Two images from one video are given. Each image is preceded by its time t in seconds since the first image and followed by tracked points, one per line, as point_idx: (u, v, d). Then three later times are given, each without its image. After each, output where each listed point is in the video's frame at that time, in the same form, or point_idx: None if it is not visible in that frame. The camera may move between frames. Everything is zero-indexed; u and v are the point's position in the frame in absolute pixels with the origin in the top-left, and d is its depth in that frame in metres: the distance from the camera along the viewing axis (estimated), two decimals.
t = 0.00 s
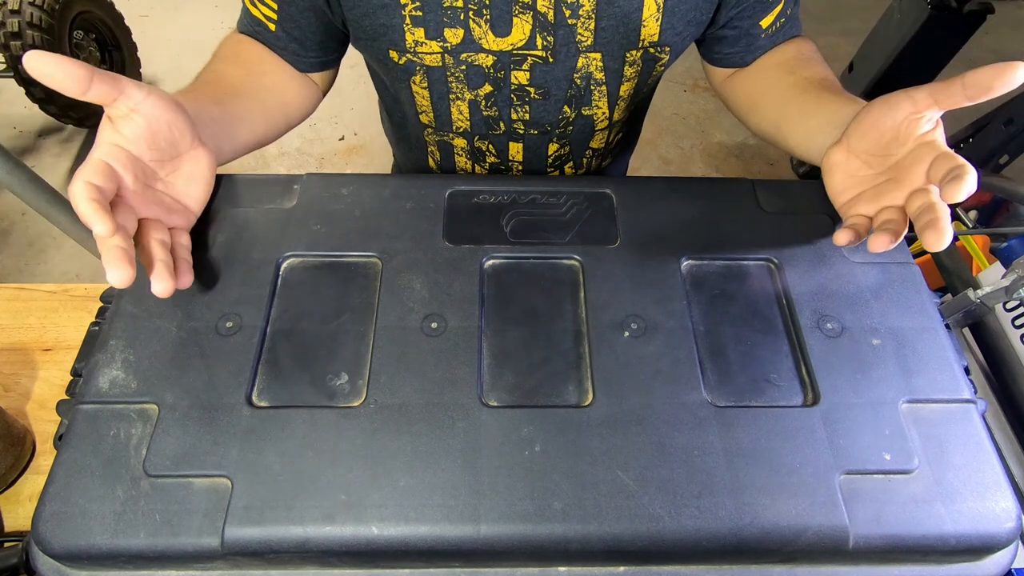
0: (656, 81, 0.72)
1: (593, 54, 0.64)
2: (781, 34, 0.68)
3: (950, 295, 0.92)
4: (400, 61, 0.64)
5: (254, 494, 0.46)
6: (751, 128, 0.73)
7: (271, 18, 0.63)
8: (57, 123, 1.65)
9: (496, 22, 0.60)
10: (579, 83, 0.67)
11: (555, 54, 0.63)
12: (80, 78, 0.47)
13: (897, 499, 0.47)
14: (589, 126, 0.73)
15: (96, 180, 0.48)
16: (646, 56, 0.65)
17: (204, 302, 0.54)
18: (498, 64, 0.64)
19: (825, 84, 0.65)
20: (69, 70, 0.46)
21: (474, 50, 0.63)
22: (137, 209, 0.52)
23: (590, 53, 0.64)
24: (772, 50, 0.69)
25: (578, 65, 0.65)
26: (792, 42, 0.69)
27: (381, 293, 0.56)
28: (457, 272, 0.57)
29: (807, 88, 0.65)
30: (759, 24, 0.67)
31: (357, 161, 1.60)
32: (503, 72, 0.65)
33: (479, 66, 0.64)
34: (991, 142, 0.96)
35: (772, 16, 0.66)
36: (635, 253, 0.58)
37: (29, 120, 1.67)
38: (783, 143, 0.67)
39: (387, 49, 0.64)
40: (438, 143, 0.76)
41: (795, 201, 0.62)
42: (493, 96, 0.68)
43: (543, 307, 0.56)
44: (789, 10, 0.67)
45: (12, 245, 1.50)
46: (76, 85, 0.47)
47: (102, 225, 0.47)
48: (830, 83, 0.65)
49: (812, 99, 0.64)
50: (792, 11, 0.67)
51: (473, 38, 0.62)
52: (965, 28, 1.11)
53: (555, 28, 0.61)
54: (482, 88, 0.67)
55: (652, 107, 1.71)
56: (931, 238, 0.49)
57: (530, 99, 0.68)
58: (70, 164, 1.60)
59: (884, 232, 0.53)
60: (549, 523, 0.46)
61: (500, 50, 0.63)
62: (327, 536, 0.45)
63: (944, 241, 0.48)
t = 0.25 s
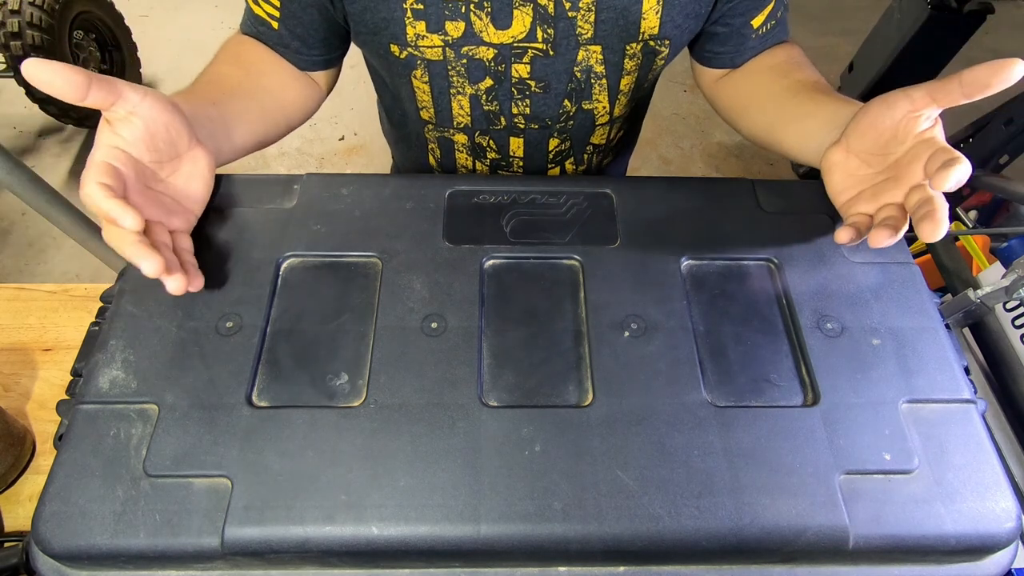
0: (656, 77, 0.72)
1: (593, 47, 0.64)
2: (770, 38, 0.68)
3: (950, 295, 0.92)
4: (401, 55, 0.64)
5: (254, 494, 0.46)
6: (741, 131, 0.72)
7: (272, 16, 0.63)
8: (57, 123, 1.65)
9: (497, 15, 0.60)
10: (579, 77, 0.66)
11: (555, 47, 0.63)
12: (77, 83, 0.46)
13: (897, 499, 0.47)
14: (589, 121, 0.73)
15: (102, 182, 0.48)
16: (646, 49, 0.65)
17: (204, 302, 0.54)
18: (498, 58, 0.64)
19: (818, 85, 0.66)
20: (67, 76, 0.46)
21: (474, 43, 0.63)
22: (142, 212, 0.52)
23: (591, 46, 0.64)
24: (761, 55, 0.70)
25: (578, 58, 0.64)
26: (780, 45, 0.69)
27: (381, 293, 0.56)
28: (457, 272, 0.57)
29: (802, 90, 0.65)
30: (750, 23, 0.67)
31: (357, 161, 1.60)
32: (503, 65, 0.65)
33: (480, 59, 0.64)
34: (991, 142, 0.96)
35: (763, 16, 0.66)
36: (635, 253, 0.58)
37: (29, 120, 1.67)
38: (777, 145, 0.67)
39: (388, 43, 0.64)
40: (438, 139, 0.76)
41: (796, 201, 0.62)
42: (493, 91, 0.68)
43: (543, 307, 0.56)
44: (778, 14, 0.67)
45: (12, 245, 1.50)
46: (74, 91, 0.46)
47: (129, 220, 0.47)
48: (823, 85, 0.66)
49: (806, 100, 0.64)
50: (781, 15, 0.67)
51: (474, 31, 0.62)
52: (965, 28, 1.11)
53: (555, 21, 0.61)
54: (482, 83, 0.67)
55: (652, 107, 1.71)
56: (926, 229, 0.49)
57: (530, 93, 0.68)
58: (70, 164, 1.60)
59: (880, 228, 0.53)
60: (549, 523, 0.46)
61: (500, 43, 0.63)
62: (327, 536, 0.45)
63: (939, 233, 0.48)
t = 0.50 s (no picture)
0: (657, 68, 0.72)
1: (595, 33, 0.63)
2: (769, 32, 0.69)
3: (950, 295, 0.92)
4: (403, 42, 0.64)
5: (253, 494, 0.46)
6: (745, 129, 0.72)
7: (275, 7, 0.63)
8: (57, 123, 1.65)
9: (499, 0, 0.60)
10: (581, 62, 0.66)
11: (557, 33, 0.63)
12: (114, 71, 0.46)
13: (897, 499, 0.47)
14: (592, 108, 0.72)
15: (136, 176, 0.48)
16: (647, 35, 0.65)
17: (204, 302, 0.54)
18: (500, 45, 0.64)
19: (822, 84, 0.66)
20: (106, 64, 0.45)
21: (476, 29, 0.63)
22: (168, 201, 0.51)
23: (593, 31, 0.63)
24: (763, 51, 0.70)
25: (580, 44, 0.64)
26: (779, 44, 0.70)
27: (381, 293, 0.56)
28: (457, 272, 0.57)
29: (806, 87, 0.66)
30: (750, 14, 0.67)
31: (357, 161, 1.60)
32: (505, 52, 0.65)
33: (481, 46, 0.64)
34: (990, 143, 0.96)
35: (763, 7, 0.67)
36: (635, 253, 0.58)
37: (29, 120, 1.67)
38: (779, 142, 0.67)
39: (390, 30, 0.63)
40: (439, 129, 0.75)
41: (796, 201, 0.62)
42: (495, 79, 0.67)
43: (543, 307, 0.56)
44: (779, 7, 0.67)
45: (12, 245, 1.50)
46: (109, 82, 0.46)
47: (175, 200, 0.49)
48: (827, 84, 0.66)
49: (809, 98, 0.64)
50: (781, 9, 0.68)
51: (476, 17, 0.62)
52: (965, 28, 1.11)
53: (556, 6, 0.61)
54: (485, 71, 0.66)
55: (652, 107, 1.72)
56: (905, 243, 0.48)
57: (532, 80, 0.67)
58: (70, 164, 1.60)
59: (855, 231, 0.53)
60: (549, 523, 0.46)
61: (502, 29, 0.62)
62: (327, 537, 0.45)
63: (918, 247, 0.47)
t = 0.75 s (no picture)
0: (657, 60, 0.72)
1: (595, 20, 0.63)
2: (767, 26, 0.69)
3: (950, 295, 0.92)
4: (403, 30, 0.64)
5: (253, 494, 0.46)
6: (743, 129, 0.73)
7: None
8: (57, 123, 1.65)
9: None
10: (581, 51, 0.66)
11: (557, 21, 0.63)
12: (56, 91, 0.47)
13: (897, 499, 0.47)
14: (592, 98, 0.72)
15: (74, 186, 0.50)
16: (647, 23, 0.65)
17: (204, 303, 0.54)
18: (500, 33, 0.64)
19: (819, 82, 0.66)
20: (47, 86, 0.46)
21: (476, 17, 0.63)
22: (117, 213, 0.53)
23: (593, 19, 0.63)
24: (760, 48, 0.71)
25: (580, 32, 0.64)
26: (774, 41, 0.71)
27: (381, 293, 0.56)
28: (457, 272, 0.57)
29: (803, 86, 0.66)
30: (747, 5, 0.67)
31: (357, 161, 1.60)
32: (505, 41, 0.65)
33: (481, 34, 0.64)
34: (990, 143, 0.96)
35: None
36: (635, 253, 0.58)
37: (29, 120, 1.67)
38: (777, 140, 0.67)
39: (390, 18, 0.64)
40: (439, 121, 0.75)
41: (796, 201, 0.62)
42: (495, 68, 0.67)
43: (543, 307, 0.56)
44: None
45: (12, 245, 1.50)
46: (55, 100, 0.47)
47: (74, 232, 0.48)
48: (824, 82, 0.66)
49: (806, 97, 0.65)
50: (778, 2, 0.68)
51: (475, 4, 0.62)
52: (965, 28, 1.12)
53: None
54: (485, 59, 0.66)
55: (652, 107, 1.72)
56: (882, 230, 0.52)
57: (532, 69, 0.67)
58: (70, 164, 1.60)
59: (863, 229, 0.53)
60: (549, 523, 0.46)
61: (502, 17, 0.62)
62: (327, 536, 0.45)
63: (894, 233, 0.51)
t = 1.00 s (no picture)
0: (656, 56, 0.72)
1: (593, 16, 0.63)
2: (765, 23, 0.69)
3: (951, 295, 0.92)
4: (402, 25, 0.64)
5: (253, 494, 0.46)
6: (741, 128, 0.73)
7: None
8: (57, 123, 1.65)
9: None
10: (579, 47, 0.66)
11: (555, 17, 0.63)
12: (81, 111, 0.46)
13: (897, 499, 0.47)
14: (590, 95, 0.72)
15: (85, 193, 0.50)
16: (646, 19, 0.65)
17: (204, 303, 0.54)
18: (499, 29, 0.64)
19: (818, 81, 0.66)
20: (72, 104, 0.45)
21: (475, 12, 0.63)
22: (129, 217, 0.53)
23: (591, 15, 0.63)
24: (759, 47, 0.71)
25: (578, 28, 0.64)
26: (773, 40, 0.71)
27: (381, 293, 0.56)
28: (457, 272, 0.57)
29: (802, 85, 0.66)
30: (745, 3, 0.67)
31: (357, 161, 1.60)
32: (503, 37, 0.65)
33: (480, 29, 0.64)
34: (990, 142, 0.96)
35: None
36: (635, 253, 0.58)
37: (29, 120, 1.67)
38: (777, 140, 0.67)
39: (389, 13, 0.64)
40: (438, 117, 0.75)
41: (796, 201, 0.62)
42: (494, 63, 0.67)
43: (543, 307, 0.56)
44: None
45: (12, 245, 1.50)
46: (79, 119, 0.46)
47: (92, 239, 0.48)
48: (823, 81, 0.66)
49: (805, 96, 0.65)
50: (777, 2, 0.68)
51: None
52: (965, 27, 1.12)
53: None
54: (483, 54, 0.66)
55: (652, 107, 1.72)
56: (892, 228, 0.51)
57: (531, 65, 0.67)
58: (70, 164, 1.60)
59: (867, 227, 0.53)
60: (549, 523, 0.46)
61: (501, 13, 0.63)
62: (327, 536, 0.45)
63: (904, 232, 0.50)
